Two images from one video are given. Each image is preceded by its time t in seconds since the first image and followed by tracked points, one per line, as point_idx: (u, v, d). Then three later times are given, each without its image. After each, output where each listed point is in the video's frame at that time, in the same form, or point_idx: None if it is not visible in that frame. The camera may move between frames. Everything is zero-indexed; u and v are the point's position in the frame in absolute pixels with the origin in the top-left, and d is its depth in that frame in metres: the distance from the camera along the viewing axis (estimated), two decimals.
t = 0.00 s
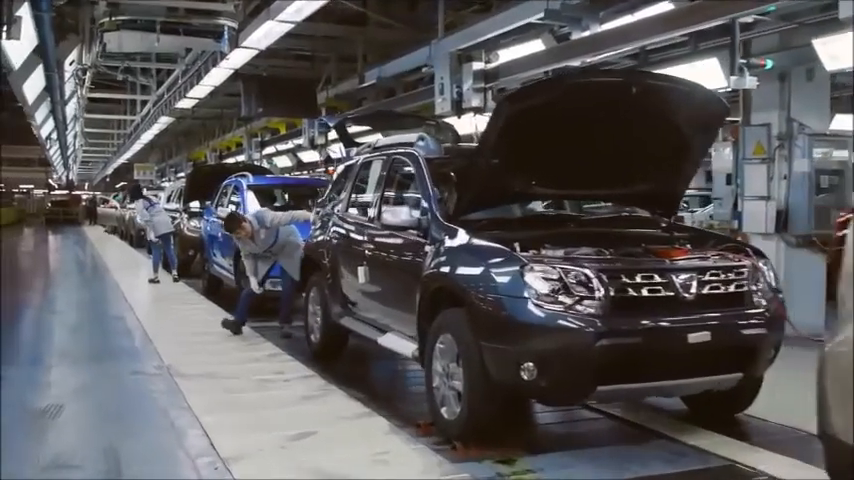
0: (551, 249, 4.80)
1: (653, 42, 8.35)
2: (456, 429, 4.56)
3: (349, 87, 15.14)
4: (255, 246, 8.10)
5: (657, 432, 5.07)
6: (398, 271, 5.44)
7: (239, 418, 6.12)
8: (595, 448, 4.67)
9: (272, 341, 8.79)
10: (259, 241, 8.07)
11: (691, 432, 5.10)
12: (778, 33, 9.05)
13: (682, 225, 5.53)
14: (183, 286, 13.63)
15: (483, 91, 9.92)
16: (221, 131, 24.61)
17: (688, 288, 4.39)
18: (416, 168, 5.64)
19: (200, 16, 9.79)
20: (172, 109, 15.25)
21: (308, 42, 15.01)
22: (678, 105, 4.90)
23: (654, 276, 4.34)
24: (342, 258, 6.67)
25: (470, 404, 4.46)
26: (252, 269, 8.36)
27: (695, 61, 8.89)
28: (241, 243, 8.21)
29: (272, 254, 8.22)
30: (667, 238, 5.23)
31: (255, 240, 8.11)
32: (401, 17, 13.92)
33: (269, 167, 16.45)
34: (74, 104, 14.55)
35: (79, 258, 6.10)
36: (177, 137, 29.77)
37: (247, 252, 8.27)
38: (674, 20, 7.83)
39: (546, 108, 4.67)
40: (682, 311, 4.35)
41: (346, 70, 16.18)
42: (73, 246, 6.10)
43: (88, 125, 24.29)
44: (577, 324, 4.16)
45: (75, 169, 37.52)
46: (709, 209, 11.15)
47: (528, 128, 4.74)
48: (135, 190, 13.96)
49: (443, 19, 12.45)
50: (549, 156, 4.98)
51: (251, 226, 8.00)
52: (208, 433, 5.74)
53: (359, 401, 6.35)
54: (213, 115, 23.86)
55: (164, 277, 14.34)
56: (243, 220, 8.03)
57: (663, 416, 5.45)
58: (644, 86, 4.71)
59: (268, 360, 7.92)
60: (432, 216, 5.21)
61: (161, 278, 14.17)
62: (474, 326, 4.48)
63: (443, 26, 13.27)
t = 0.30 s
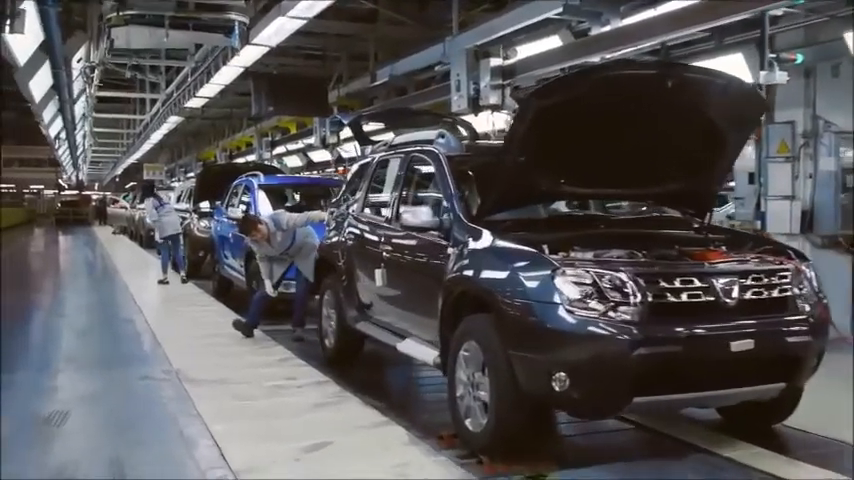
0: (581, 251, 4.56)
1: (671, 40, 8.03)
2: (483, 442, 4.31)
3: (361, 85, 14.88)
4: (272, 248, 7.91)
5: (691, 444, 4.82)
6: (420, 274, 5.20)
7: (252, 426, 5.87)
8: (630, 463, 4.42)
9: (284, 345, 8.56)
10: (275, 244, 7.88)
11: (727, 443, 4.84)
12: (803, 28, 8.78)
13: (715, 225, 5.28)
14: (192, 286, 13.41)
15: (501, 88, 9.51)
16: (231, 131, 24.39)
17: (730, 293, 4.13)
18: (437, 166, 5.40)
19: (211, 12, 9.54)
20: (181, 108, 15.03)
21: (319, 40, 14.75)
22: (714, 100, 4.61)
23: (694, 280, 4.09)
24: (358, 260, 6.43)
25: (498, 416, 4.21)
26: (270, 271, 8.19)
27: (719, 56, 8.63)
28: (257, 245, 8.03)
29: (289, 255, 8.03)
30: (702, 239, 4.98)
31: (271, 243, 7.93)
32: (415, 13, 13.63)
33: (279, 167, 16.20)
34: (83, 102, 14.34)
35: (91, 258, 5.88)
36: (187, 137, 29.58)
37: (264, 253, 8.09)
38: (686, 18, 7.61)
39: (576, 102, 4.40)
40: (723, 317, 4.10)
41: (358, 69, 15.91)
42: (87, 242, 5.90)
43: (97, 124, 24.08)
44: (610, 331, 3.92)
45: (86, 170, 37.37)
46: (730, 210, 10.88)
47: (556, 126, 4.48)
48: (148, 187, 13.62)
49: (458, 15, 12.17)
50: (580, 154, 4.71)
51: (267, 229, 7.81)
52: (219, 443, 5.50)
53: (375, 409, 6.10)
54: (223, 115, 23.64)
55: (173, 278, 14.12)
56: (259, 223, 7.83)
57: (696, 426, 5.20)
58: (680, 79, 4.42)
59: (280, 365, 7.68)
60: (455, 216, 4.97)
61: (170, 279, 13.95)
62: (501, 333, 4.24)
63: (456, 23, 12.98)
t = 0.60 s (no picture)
0: (615, 254, 4.28)
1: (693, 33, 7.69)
2: (514, 457, 4.03)
3: (374, 83, 14.59)
4: (284, 253, 7.67)
5: (732, 459, 4.53)
6: (443, 278, 4.93)
7: (265, 436, 5.60)
8: None
9: (297, 349, 8.29)
10: (288, 248, 7.64)
11: (771, 459, 4.54)
12: (831, 22, 8.48)
13: (755, 225, 5.00)
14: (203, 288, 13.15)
15: (521, 84, 9.16)
16: (243, 130, 24.13)
17: (780, 299, 3.85)
18: (461, 164, 5.13)
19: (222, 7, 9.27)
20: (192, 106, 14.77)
21: (331, 38, 14.45)
22: (759, 91, 4.30)
23: (742, 285, 3.81)
24: (376, 263, 6.16)
25: (531, 431, 3.93)
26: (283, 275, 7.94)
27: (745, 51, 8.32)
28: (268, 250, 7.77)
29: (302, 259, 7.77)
30: (743, 240, 4.70)
31: (283, 247, 7.68)
32: (429, 10, 13.33)
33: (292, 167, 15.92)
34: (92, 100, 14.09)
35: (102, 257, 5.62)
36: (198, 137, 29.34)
37: (275, 257, 7.85)
38: (691, 18, 7.44)
39: (611, 95, 4.11)
40: (773, 324, 3.82)
41: (371, 66, 15.62)
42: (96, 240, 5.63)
43: (108, 123, 23.85)
44: (649, 339, 3.65)
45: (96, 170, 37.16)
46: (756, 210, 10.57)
47: (590, 119, 4.19)
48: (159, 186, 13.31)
49: (474, 10, 11.87)
50: (614, 148, 4.43)
51: (279, 233, 7.56)
52: (228, 454, 5.23)
53: (394, 418, 5.82)
54: (234, 114, 23.38)
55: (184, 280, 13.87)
56: (271, 227, 7.58)
57: (736, 438, 4.91)
58: (724, 70, 4.11)
59: (294, 370, 7.41)
60: (481, 217, 4.70)
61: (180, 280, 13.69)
62: (533, 340, 3.97)
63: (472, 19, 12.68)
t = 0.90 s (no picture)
0: (648, 256, 4.03)
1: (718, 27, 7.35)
2: (544, 473, 3.79)
3: (385, 82, 14.31)
4: (293, 255, 7.40)
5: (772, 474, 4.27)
6: (464, 281, 4.68)
7: (276, 446, 5.35)
8: None
9: (308, 353, 8.05)
10: (297, 251, 7.37)
11: (813, 472, 4.29)
12: None
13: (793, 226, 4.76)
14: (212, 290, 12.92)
15: (539, 80, 9.01)
16: (251, 130, 23.87)
17: (831, 306, 3.62)
18: (482, 161, 4.88)
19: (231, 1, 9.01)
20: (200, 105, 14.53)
21: (341, 36, 14.20)
22: (803, 81, 4.04)
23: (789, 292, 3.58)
24: (391, 265, 5.91)
25: (563, 444, 3.68)
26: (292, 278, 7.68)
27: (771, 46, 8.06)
28: (277, 252, 7.51)
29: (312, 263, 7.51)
30: (782, 242, 4.45)
31: (292, 250, 7.41)
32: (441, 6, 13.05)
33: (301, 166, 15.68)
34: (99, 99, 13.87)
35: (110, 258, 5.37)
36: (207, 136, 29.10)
37: (285, 260, 7.59)
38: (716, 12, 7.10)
39: (647, 88, 3.86)
40: (822, 333, 3.58)
41: (382, 65, 15.34)
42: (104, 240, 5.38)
43: (115, 122, 23.62)
44: (686, 347, 3.41)
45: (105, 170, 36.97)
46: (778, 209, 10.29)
47: (625, 114, 3.95)
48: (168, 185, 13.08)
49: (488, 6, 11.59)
50: (648, 145, 4.18)
51: (288, 235, 7.31)
52: (236, 464, 4.98)
53: (410, 428, 5.57)
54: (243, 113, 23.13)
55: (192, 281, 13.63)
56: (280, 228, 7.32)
57: (773, 450, 4.65)
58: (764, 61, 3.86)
59: (306, 375, 7.17)
60: (505, 218, 4.45)
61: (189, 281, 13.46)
62: (563, 349, 3.73)
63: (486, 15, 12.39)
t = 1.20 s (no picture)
0: (688, 259, 3.76)
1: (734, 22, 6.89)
2: None
3: (396, 80, 13.99)
4: (304, 247, 7.07)
5: None
6: (488, 285, 4.42)
7: (289, 457, 5.08)
8: None
9: (320, 358, 7.78)
10: (309, 242, 7.04)
11: None
12: None
13: (839, 227, 4.47)
14: (222, 291, 12.66)
15: (559, 75, 8.66)
16: (261, 130, 23.59)
17: None
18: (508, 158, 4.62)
19: None
20: (209, 103, 14.26)
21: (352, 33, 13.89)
22: None
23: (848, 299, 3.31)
24: (408, 267, 5.64)
25: (600, 462, 3.41)
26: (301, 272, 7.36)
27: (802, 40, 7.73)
28: (288, 242, 7.19)
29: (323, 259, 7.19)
30: (830, 242, 4.17)
31: (305, 241, 7.09)
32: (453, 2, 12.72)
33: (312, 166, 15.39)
34: (107, 96, 13.60)
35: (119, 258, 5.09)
36: (215, 136, 28.86)
37: (296, 254, 7.26)
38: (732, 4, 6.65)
39: (693, 78, 3.64)
40: None
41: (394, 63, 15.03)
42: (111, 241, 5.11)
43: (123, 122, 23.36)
44: (733, 357, 3.14)
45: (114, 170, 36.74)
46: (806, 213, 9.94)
47: (668, 105, 3.74)
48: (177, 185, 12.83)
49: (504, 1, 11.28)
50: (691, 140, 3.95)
51: (302, 223, 7.00)
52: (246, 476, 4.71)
53: (429, 439, 5.29)
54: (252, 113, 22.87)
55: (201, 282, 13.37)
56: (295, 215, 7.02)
57: (820, 468, 4.35)
58: (818, 49, 3.45)
59: (318, 381, 6.89)
60: (534, 218, 4.17)
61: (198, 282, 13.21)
62: (600, 360, 3.46)
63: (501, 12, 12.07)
